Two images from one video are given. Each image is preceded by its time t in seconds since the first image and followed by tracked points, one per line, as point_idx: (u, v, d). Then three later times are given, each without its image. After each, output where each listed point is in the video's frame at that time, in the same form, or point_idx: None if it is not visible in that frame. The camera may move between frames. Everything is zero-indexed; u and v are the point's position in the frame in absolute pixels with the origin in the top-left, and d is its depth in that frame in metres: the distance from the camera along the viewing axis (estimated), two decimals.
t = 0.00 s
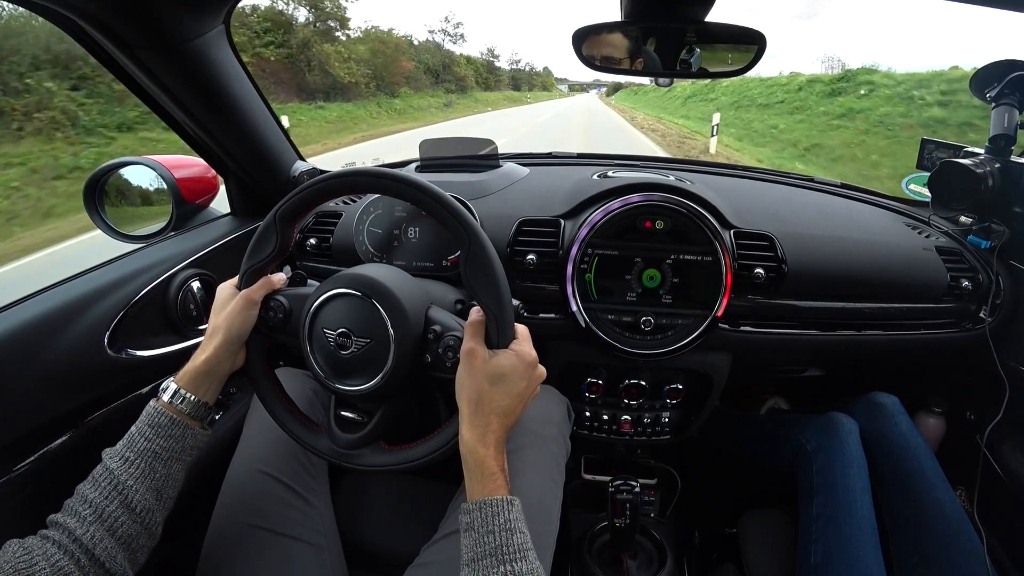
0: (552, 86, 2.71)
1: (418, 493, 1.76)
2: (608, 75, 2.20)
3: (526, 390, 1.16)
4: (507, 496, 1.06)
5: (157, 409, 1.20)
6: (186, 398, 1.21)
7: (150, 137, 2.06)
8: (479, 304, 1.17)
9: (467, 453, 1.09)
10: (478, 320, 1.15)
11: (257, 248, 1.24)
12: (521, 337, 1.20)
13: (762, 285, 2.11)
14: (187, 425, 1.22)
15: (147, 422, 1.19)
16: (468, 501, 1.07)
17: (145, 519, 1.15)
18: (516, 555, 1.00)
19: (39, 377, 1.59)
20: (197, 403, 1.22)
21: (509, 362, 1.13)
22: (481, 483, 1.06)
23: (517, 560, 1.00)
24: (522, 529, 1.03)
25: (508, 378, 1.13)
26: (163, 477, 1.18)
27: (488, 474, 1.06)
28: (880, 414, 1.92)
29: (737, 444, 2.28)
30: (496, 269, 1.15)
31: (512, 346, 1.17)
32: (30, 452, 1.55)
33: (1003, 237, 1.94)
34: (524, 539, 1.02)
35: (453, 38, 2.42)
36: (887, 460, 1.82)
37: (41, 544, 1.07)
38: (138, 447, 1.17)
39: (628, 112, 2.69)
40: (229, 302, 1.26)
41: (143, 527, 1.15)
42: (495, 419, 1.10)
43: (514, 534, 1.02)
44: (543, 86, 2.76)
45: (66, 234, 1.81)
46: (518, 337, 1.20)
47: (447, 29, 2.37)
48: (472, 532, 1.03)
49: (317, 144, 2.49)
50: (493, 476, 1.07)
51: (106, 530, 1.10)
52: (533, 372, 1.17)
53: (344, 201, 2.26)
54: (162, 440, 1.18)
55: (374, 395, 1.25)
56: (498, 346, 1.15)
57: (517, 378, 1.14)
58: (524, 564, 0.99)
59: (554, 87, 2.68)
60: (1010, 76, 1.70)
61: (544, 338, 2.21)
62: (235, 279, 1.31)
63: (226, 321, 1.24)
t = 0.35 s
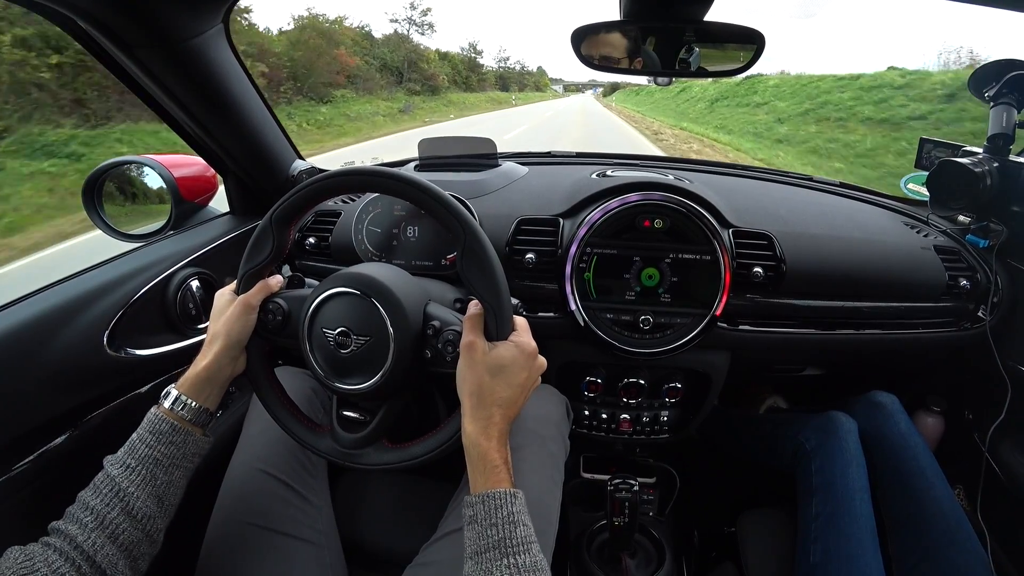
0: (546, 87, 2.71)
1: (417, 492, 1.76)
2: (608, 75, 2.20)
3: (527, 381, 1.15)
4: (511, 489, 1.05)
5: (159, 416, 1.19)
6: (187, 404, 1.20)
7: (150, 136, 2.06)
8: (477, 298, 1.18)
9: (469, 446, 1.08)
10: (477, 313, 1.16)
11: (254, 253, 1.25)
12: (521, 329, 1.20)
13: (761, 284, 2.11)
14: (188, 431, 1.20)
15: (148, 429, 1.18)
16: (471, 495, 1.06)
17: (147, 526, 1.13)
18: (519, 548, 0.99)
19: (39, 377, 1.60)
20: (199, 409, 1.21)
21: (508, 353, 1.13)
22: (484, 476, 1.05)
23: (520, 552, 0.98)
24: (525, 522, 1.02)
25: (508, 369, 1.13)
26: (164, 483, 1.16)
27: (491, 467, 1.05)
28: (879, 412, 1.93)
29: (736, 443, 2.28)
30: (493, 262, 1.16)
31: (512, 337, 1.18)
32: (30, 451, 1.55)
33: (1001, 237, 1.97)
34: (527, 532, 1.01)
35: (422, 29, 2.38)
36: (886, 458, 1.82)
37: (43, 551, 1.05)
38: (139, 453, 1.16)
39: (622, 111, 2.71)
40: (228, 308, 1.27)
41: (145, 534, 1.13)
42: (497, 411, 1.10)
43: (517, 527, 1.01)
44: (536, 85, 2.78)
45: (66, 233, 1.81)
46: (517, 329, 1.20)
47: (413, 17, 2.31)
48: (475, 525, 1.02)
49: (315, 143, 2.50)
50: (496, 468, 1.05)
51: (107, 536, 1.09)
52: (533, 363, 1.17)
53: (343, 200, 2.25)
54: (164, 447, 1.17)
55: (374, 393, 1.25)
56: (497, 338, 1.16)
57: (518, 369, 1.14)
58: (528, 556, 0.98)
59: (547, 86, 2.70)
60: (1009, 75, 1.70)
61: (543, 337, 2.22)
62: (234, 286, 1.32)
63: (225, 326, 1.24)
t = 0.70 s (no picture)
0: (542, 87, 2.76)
1: (417, 494, 1.76)
2: (607, 76, 2.20)
3: (528, 374, 1.15)
4: (512, 483, 1.04)
5: (159, 423, 1.19)
6: (187, 412, 1.20)
7: (150, 137, 2.06)
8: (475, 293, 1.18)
9: (471, 441, 1.08)
10: (475, 308, 1.16)
11: (251, 257, 1.25)
12: (520, 322, 1.20)
13: (761, 286, 2.11)
14: (187, 439, 1.20)
15: (148, 437, 1.18)
16: (473, 490, 1.06)
17: (146, 534, 1.12)
18: (520, 543, 0.98)
19: (38, 378, 1.59)
20: (199, 416, 1.21)
21: (508, 346, 1.13)
22: (485, 470, 1.04)
23: (521, 547, 0.98)
24: (527, 517, 1.01)
25: (508, 362, 1.12)
26: (164, 491, 1.16)
27: (493, 461, 1.05)
28: (879, 413, 1.92)
29: (736, 445, 2.28)
30: (490, 256, 1.16)
31: (511, 330, 1.17)
32: (30, 452, 1.55)
33: (1000, 237, 1.95)
34: (529, 527, 1.00)
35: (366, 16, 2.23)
36: (885, 459, 1.82)
37: (43, 559, 1.05)
38: (140, 461, 1.15)
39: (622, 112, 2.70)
40: (225, 316, 1.26)
41: (145, 542, 1.12)
42: (497, 405, 1.10)
43: (519, 521, 1.00)
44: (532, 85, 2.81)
45: (65, 234, 1.81)
46: (516, 322, 1.20)
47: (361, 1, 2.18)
48: (477, 520, 1.01)
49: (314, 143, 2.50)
50: (497, 463, 1.05)
51: (107, 545, 1.08)
52: (533, 356, 1.17)
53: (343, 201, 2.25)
54: (164, 455, 1.17)
55: (374, 394, 1.25)
56: (497, 332, 1.16)
57: (518, 362, 1.14)
58: (530, 550, 0.98)
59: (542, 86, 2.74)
60: (1007, 76, 1.70)
61: (542, 339, 2.22)
62: (233, 291, 1.31)
63: (224, 333, 1.24)
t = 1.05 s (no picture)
0: (538, 86, 2.89)
1: (416, 495, 1.75)
2: (606, 76, 2.20)
3: (528, 374, 1.15)
4: (513, 483, 1.04)
5: (156, 423, 1.19)
6: (185, 412, 1.20)
7: (149, 138, 2.06)
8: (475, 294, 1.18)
9: (471, 441, 1.08)
10: (474, 309, 1.16)
11: (250, 258, 1.24)
12: (520, 322, 1.20)
13: (760, 286, 2.11)
14: (185, 439, 1.19)
15: (145, 437, 1.17)
16: (473, 491, 1.06)
17: (141, 534, 1.12)
18: (520, 543, 0.98)
19: (37, 378, 1.59)
20: (197, 417, 1.21)
21: (507, 346, 1.13)
22: (485, 470, 1.04)
23: (521, 548, 0.98)
24: (527, 517, 1.01)
25: (508, 362, 1.12)
26: (160, 491, 1.15)
27: (492, 461, 1.05)
28: (878, 414, 1.93)
29: (735, 445, 2.28)
30: (489, 257, 1.15)
31: (511, 331, 1.17)
32: (28, 453, 1.55)
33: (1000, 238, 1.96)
34: (528, 528, 1.00)
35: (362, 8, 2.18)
36: (885, 459, 1.82)
37: (37, 556, 1.05)
38: (136, 460, 1.15)
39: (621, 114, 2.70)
40: (224, 317, 1.26)
41: (139, 541, 1.12)
42: (497, 406, 1.10)
43: (518, 522, 1.00)
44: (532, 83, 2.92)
45: (65, 235, 1.81)
46: (516, 323, 1.20)
47: None
48: (477, 521, 1.01)
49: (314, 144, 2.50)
50: (497, 463, 1.05)
51: (101, 543, 1.08)
52: (533, 356, 1.17)
53: (342, 202, 2.25)
54: (160, 454, 1.16)
55: (373, 396, 1.25)
56: (496, 333, 1.16)
57: (517, 363, 1.14)
58: (530, 551, 0.98)
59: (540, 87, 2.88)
60: (1006, 77, 1.70)
61: (542, 340, 2.21)
62: (231, 293, 1.31)
63: (223, 334, 1.24)
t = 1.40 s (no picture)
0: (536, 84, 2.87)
1: (416, 495, 1.76)
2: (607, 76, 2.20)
3: (528, 373, 1.15)
4: (514, 482, 1.04)
5: (157, 424, 1.19)
6: (186, 413, 1.20)
7: (150, 139, 2.06)
8: (475, 293, 1.18)
9: (472, 440, 1.08)
10: (475, 308, 1.16)
11: (251, 259, 1.24)
12: (520, 321, 1.20)
13: (760, 287, 2.11)
14: (186, 441, 1.20)
15: (146, 438, 1.17)
16: (475, 489, 1.06)
17: (142, 535, 1.12)
18: (521, 542, 0.98)
19: (38, 378, 1.60)
20: (198, 419, 1.21)
21: (508, 345, 1.13)
22: (486, 469, 1.05)
23: (523, 546, 0.98)
24: (528, 516, 1.01)
25: (508, 361, 1.12)
26: (161, 492, 1.16)
27: (494, 460, 1.05)
28: (879, 414, 1.93)
29: (736, 445, 2.28)
30: (489, 256, 1.16)
31: (511, 329, 1.17)
32: (29, 453, 1.55)
33: (1000, 238, 1.97)
34: (530, 526, 1.00)
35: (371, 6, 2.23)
36: (886, 459, 1.82)
37: (37, 558, 1.05)
38: (137, 462, 1.15)
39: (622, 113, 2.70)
40: (226, 318, 1.26)
41: (140, 543, 1.12)
42: (498, 404, 1.10)
43: (519, 521, 1.00)
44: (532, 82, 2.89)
45: (66, 236, 1.81)
46: (516, 321, 1.20)
47: None
48: (478, 519, 1.01)
49: (315, 144, 2.51)
50: (498, 461, 1.05)
51: (102, 544, 1.08)
52: (534, 355, 1.17)
53: (343, 202, 2.25)
54: (162, 456, 1.16)
55: (374, 396, 1.25)
56: (497, 332, 1.16)
57: (518, 361, 1.14)
58: (531, 550, 0.98)
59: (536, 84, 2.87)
60: (1007, 77, 1.70)
61: (542, 340, 2.22)
62: (232, 295, 1.31)
63: (224, 334, 1.24)
